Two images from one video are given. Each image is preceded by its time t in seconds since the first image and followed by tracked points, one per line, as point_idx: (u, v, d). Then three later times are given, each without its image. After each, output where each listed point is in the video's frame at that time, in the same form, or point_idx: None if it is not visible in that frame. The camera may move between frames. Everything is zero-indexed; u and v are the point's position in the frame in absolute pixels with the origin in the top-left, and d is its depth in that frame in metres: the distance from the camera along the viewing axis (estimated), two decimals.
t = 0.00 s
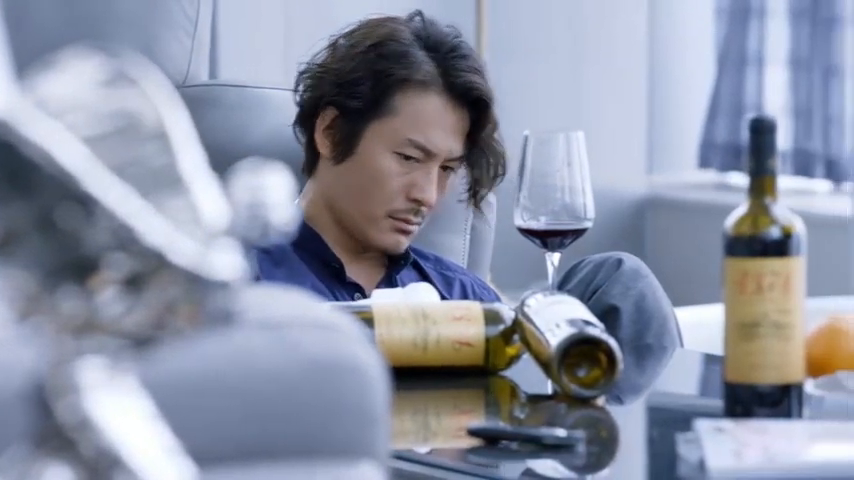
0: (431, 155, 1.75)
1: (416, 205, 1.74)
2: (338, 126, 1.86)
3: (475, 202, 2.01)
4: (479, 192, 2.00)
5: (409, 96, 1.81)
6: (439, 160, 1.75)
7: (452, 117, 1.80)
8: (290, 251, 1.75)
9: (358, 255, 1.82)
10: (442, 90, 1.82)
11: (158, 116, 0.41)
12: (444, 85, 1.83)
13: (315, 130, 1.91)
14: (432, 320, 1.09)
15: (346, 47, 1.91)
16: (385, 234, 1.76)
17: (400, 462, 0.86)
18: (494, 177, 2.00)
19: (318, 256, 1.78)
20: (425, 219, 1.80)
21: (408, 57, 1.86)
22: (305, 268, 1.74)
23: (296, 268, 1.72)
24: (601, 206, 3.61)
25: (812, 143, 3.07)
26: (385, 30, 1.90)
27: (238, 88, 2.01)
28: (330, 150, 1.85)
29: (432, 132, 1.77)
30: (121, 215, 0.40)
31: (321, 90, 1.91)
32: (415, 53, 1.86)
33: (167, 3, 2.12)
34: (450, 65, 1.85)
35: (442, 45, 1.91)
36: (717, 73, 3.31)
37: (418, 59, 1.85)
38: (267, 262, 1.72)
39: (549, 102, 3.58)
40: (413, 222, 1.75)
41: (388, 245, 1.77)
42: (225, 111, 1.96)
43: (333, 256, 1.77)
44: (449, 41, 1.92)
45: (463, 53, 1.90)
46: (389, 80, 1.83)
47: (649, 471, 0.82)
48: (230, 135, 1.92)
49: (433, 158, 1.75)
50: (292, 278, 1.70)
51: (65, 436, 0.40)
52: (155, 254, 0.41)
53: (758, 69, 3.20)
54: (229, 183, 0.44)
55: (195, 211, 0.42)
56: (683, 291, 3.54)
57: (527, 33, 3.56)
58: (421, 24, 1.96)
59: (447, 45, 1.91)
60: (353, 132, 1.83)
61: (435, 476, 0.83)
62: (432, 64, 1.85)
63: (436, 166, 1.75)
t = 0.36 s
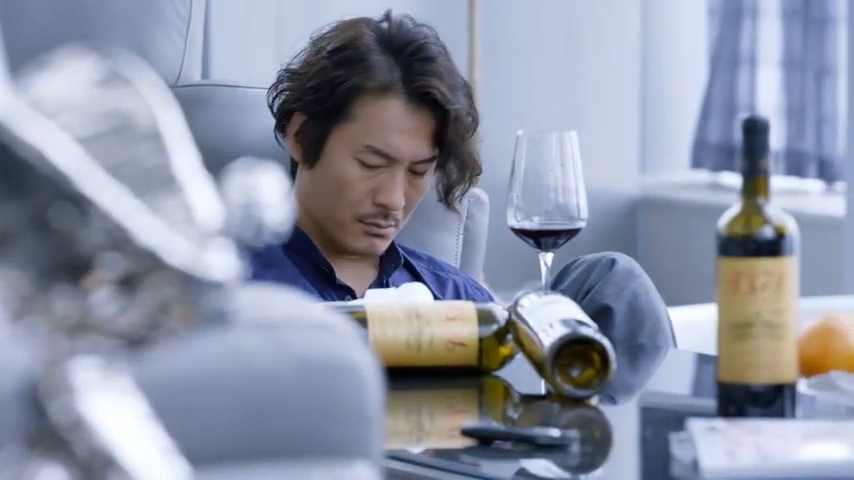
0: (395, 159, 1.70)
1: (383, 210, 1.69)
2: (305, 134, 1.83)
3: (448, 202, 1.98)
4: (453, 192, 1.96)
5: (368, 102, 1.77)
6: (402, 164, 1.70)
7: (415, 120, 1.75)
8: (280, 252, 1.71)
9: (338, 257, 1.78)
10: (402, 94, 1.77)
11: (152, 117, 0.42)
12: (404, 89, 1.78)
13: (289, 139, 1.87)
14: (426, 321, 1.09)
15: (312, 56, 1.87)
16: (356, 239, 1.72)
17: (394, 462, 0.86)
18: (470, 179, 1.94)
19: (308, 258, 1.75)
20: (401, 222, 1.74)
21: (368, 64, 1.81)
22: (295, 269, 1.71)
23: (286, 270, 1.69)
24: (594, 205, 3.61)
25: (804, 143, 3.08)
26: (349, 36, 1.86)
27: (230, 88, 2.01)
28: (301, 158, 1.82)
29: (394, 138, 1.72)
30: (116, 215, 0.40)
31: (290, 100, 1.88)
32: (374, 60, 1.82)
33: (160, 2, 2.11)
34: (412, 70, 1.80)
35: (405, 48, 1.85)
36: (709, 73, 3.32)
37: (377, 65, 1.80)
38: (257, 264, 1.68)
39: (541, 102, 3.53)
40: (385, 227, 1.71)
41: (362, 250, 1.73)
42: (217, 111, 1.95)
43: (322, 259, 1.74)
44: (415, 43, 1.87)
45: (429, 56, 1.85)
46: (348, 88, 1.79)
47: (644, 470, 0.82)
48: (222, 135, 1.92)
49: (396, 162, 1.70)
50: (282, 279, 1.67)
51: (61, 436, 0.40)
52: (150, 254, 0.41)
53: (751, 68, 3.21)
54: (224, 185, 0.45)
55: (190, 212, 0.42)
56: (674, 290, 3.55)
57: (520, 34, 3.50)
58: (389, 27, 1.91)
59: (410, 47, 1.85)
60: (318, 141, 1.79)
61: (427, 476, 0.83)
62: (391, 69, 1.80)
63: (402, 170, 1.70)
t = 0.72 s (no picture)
0: (378, 167, 1.67)
1: (368, 217, 1.66)
2: (289, 141, 1.79)
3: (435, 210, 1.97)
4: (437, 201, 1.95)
5: (349, 111, 1.72)
6: (386, 171, 1.67)
7: (398, 128, 1.71)
8: (277, 252, 1.72)
9: (330, 259, 1.76)
10: (383, 104, 1.72)
11: (152, 116, 0.42)
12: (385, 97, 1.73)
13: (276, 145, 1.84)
14: (426, 321, 1.09)
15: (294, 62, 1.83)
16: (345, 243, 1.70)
17: (394, 462, 0.86)
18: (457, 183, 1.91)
19: (303, 260, 1.74)
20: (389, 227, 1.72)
21: (348, 72, 1.77)
22: (295, 275, 1.71)
23: (283, 271, 1.69)
24: (594, 205, 3.60)
25: (804, 143, 3.08)
26: (330, 43, 1.81)
27: (229, 88, 2.01)
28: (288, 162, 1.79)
29: (377, 145, 1.69)
30: (115, 215, 0.40)
31: (274, 106, 1.84)
32: (355, 68, 1.77)
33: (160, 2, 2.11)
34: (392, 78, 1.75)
35: (386, 54, 1.80)
36: (709, 74, 3.32)
37: (358, 73, 1.76)
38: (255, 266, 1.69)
39: (541, 103, 3.53)
40: (372, 233, 1.68)
41: (352, 254, 1.71)
42: (217, 111, 1.95)
43: (319, 261, 1.74)
44: (398, 48, 1.82)
45: (412, 64, 1.81)
46: (327, 98, 1.74)
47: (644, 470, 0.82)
48: (221, 135, 1.92)
49: (380, 169, 1.67)
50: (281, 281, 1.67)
51: (61, 436, 0.40)
52: (149, 254, 0.40)
53: (751, 68, 3.20)
54: (225, 184, 0.44)
55: (191, 213, 0.42)
56: (675, 290, 3.56)
57: (520, 34, 3.49)
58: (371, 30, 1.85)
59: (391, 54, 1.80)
60: (300, 150, 1.75)
61: (426, 475, 0.83)
62: (372, 78, 1.75)
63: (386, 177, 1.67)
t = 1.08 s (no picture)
0: (389, 168, 1.68)
1: (378, 217, 1.68)
2: (296, 142, 1.78)
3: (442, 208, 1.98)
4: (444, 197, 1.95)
5: (359, 113, 1.72)
6: (396, 171, 1.68)
7: (408, 129, 1.72)
8: (276, 254, 1.71)
9: (331, 261, 1.76)
10: (394, 106, 1.72)
11: (150, 118, 0.45)
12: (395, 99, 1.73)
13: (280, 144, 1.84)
14: (425, 322, 1.09)
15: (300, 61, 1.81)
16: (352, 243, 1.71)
17: (393, 464, 0.86)
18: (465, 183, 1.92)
19: (304, 261, 1.74)
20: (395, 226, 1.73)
21: (357, 73, 1.75)
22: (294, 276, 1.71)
23: (283, 272, 1.68)
24: (594, 206, 3.60)
25: (804, 143, 3.08)
26: (338, 44, 1.79)
27: (228, 89, 2.01)
28: (293, 164, 1.79)
29: (387, 146, 1.70)
30: (112, 216, 0.42)
31: (279, 106, 1.82)
32: (364, 69, 1.75)
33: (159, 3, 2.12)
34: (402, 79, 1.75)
35: (395, 55, 1.79)
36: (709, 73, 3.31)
37: (368, 75, 1.74)
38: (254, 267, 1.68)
39: (541, 103, 3.52)
40: (380, 233, 1.70)
41: (359, 255, 1.72)
42: (216, 112, 1.95)
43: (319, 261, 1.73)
44: (405, 48, 1.81)
45: (420, 65, 1.79)
46: (336, 100, 1.74)
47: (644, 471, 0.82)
48: (221, 136, 1.92)
49: (390, 169, 1.68)
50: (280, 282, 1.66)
51: (58, 437, 0.41)
52: (146, 255, 0.42)
53: (751, 68, 3.20)
54: (222, 184, 0.46)
55: (188, 213, 0.44)
56: (675, 292, 3.55)
57: (520, 34, 3.50)
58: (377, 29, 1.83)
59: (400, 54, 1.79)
60: (308, 151, 1.75)
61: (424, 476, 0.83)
62: (382, 79, 1.74)
63: (396, 178, 1.68)
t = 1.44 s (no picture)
0: (407, 168, 1.70)
1: (393, 217, 1.69)
2: (311, 141, 1.79)
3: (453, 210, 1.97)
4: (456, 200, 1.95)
5: (381, 112, 1.73)
6: (414, 171, 1.70)
7: (427, 129, 1.73)
8: (276, 255, 1.70)
9: (337, 261, 1.76)
10: (415, 105, 1.73)
11: (146, 120, 0.44)
12: (416, 98, 1.74)
13: (291, 144, 1.83)
14: (423, 324, 1.08)
15: (318, 60, 1.81)
16: (363, 243, 1.71)
17: (390, 467, 0.86)
18: (474, 183, 1.92)
19: (304, 261, 1.74)
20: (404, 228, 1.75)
21: (378, 72, 1.76)
22: (294, 277, 1.70)
23: (283, 273, 1.69)
24: (593, 208, 3.60)
25: (803, 146, 3.09)
26: (357, 43, 1.79)
27: (228, 91, 2.01)
28: (307, 163, 1.79)
29: (406, 146, 1.71)
30: (109, 220, 0.42)
31: (294, 104, 1.82)
32: (385, 69, 1.76)
33: (159, 6, 2.12)
34: (423, 77, 1.76)
35: (414, 55, 1.80)
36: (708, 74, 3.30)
37: (389, 74, 1.75)
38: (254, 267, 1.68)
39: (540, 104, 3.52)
40: (393, 233, 1.71)
41: (369, 256, 1.71)
42: (215, 115, 1.95)
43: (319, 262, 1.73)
44: (423, 50, 1.82)
45: (436, 65, 1.80)
46: (357, 98, 1.74)
47: (643, 472, 0.82)
48: (219, 139, 1.92)
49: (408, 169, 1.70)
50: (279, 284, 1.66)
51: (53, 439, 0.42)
52: (143, 258, 0.42)
53: (750, 71, 3.20)
54: (217, 189, 0.45)
55: (184, 215, 0.44)
56: (674, 295, 3.56)
57: (520, 34, 3.53)
58: (393, 30, 1.84)
59: (419, 55, 1.80)
60: (324, 150, 1.76)
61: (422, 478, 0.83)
62: (404, 79, 1.75)
63: (412, 178, 1.70)
